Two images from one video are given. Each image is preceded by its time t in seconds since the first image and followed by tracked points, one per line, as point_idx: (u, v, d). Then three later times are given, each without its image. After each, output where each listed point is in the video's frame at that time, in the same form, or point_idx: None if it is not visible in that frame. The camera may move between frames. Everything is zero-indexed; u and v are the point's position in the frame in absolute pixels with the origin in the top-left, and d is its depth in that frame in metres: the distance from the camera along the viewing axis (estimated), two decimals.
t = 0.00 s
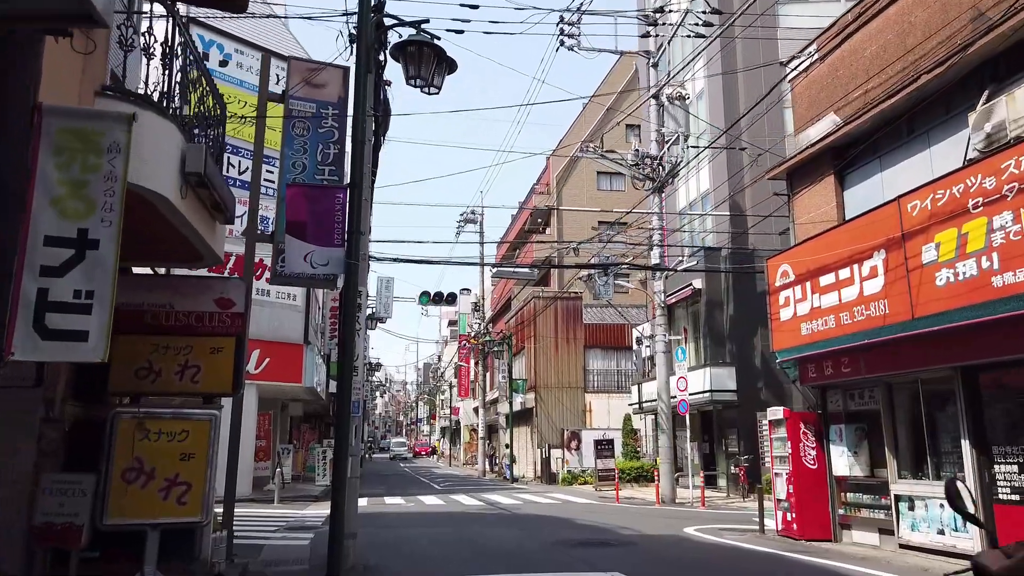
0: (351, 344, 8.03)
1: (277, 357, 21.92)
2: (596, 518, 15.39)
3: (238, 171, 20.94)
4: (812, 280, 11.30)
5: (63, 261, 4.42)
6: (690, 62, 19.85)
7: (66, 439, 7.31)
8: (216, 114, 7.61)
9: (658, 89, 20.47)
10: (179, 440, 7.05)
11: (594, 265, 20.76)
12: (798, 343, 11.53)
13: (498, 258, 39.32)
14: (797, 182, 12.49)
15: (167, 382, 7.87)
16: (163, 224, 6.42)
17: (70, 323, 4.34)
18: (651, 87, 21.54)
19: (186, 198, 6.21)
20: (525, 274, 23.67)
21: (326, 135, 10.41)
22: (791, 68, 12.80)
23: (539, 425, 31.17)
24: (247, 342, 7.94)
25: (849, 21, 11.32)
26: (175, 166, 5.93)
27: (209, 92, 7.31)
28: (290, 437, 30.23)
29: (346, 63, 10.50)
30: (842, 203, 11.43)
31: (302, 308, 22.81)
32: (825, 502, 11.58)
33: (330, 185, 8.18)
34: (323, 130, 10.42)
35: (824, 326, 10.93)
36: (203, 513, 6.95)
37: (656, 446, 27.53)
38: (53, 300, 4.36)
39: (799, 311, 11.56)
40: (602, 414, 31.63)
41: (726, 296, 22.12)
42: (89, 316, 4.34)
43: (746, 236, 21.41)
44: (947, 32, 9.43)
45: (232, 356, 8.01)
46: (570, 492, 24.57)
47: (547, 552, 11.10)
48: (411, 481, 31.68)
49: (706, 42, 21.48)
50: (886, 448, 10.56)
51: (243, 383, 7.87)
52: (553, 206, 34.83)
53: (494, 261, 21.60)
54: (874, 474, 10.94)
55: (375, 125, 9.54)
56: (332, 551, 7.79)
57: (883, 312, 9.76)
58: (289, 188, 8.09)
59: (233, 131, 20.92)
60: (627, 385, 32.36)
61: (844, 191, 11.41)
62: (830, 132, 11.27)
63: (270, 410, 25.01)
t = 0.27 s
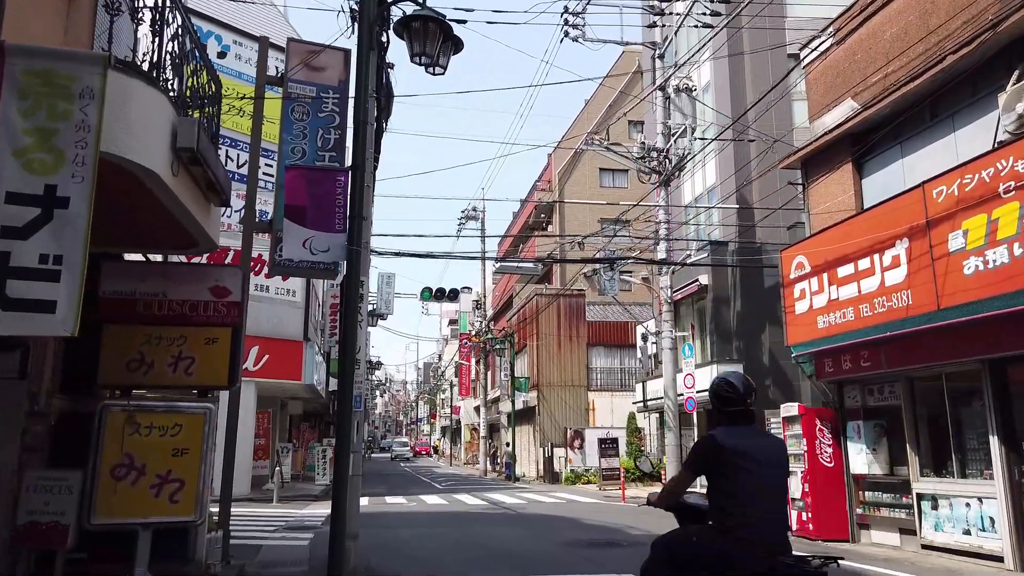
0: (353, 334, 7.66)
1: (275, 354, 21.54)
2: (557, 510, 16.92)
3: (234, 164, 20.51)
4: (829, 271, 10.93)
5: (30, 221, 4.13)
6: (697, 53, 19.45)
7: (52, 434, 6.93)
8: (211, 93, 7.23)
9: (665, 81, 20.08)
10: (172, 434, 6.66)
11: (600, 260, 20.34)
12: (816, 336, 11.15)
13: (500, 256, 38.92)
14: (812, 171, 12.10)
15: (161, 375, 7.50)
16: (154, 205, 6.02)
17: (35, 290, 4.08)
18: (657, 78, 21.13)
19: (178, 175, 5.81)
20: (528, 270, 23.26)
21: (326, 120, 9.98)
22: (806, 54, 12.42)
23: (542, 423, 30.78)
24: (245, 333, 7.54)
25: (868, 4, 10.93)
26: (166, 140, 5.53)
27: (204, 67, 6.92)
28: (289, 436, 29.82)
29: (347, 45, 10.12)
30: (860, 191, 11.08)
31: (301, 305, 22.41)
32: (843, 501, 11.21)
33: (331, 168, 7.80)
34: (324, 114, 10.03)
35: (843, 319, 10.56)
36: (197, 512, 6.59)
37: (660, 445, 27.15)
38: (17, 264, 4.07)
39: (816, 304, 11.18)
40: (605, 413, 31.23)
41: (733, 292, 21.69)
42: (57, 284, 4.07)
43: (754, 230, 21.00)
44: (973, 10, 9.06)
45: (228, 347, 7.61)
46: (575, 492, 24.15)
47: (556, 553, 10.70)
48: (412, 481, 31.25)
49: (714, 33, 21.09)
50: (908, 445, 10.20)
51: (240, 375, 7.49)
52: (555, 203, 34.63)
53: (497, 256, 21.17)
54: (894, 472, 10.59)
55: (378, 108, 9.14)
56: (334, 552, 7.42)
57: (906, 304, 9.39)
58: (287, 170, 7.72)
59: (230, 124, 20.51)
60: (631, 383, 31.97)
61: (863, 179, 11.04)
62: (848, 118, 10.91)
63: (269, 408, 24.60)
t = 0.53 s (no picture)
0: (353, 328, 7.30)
1: (272, 352, 21.13)
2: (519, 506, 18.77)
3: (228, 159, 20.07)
4: (844, 266, 10.57)
5: None
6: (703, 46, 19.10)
7: (34, 434, 6.56)
8: (201, 74, 6.79)
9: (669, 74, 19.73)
10: (160, 433, 6.29)
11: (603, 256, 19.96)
12: (830, 333, 10.80)
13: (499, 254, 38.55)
14: (825, 163, 11.76)
15: (151, 371, 7.13)
16: (138, 188, 5.63)
17: None
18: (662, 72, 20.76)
19: (164, 156, 5.43)
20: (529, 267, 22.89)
21: (324, 108, 9.60)
22: (818, 43, 12.07)
23: (543, 423, 30.44)
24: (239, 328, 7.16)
25: None
26: (148, 116, 5.13)
27: (195, 46, 6.54)
28: (286, 436, 29.44)
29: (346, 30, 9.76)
30: (876, 183, 10.72)
31: (299, 303, 22.02)
32: (857, 503, 10.86)
33: (329, 155, 7.43)
34: (321, 102, 9.68)
35: (859, 315, 10.20)
36: (187, 516, 6.25)
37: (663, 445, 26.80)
38: None
39: (830, 300, 10.83)
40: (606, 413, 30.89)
41: (738, 289, 21.38)
42: (11, 260, 3.59)
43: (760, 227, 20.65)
44: None
45: (220, 342, 7.24)
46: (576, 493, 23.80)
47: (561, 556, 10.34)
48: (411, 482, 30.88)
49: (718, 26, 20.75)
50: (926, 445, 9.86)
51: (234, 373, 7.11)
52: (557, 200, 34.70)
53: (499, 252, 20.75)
54: (911, 473, 10.23)
55: (378, 93, 8.80)
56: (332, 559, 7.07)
57: (927, 299, 9.03)
58: (283, 158, 7.33)
59: (226, 117, 20.08)
60: (633, 382, 31.61)
61: (879, 171, 10.70)
62: (864, 107, 10.56)
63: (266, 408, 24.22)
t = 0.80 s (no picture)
0: (351, 323, 6.90)
1: (269, 351, 20.71)
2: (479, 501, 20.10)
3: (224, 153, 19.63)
4: (862, 259, 10.17)
5: None
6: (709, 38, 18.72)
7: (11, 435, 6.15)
8: (191, 50, 6.36)
9: (674, 67, 19.34)
10: (145, 434, 5.88)
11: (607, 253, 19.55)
12: (847, 330, 10.40)
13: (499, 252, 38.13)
14: (840, 153, 11.36)
15: (137, 369, 6.67)
16: (119, 165, 5.22)
17: None
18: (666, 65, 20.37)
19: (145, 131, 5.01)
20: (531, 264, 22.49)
21: (321, 94, 9.25)
22: (832, 30, 11.68)
23: (544, 423, 30.06)
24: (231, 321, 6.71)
25: None
26: (127, 84, 4.70)
27: (184, 20, 6.13)
28: (283, 437, 29.02)
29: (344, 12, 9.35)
30: (895, 173, 10.34)
31: (297, 301, 21.61)
32: (876, 506, 10.48)
33: (325, 139, 7.03)
34: (318, 88, 9.27)
35: (878, 310, 9.81)
36: (175, 523, 5.82)
37: (666, 445, 26.43)
38: None
39: (847, 294, 10.43)
40: (608, 412, 30.52)
41: (744, 287, 21.06)
42: None
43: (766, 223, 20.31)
44: None
45: (210, 337, 6.79)
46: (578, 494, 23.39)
47: (569, 561, 9.94)
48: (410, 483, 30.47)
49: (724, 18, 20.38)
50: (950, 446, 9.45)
51: (225, 370, 6.65)
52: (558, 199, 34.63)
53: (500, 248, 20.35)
54: (933, 475, 9.84)
55: (378, 78, 8.36)
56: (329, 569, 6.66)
57: (952, 293, 8.63)
58: (277, 141, 6.90)
59: (222, 111, 19.65)
60: (635, 382, 31.24)
61: (899, 161, 10.31)
62: (882, 95, 10.17)
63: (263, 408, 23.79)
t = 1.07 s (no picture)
0: (354, 315, 6.51)
1: (267, 348, 20.32)
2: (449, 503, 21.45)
3: (221, 147, 19.26)
4: (883, 251, 9.82)
5: None
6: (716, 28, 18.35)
7: None
8: (184, 25, 5.98)
9: (680, 59, 18.98)
10: (134, 432, 5.50)
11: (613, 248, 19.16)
12: (869, 325, 10.04)
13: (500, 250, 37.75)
14: (858, 143, 10.99)
15: (126, 363, 6.25)
16: (104, 142, 4.84)
17: None
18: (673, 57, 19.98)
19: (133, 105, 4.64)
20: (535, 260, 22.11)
21: (322, 78, 8.81)
22: (850, 16, 11.30)
23: (546, 421, 29.73)
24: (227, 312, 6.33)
25: None
26: (110, 51, 4.33)
27: None
28: (282, 436, 28.63)
29: None
30: (917, 162, 9.96)
31: (295, 298, 21.22)
32: (895, 507, 10.14)
33: (328, 119, 6.64)
34: (318, 71, 8.83)
35: (900, 304, 9.46)
36: (166, 527, 5.43)
37: (670, 445, 26.07)
38: None
39: (868, 288, 10.07)
40: (611, 411, 30.19)
41: (751, 284, 20.74)
42: None
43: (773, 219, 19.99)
44: None
45: (204, 330, 6.40)
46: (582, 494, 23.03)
47: (579, 565, 9.56)
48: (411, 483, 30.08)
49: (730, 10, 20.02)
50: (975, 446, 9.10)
51: (220, 365, 6.27)
52: (559, 196, 34.26)
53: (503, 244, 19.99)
54: (955, 475, 9.49)
55: (379, 59, 7.90)
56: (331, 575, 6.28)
57: (981, 285, 8.26)
58: (275, 121, 6.50)
59: (218, 104, 19.28)
60: (638, 380, 30.91)
61: (921, 149, 9.93)
62: (904, 81, 9.80)
63: (262, 406, 23.48)
